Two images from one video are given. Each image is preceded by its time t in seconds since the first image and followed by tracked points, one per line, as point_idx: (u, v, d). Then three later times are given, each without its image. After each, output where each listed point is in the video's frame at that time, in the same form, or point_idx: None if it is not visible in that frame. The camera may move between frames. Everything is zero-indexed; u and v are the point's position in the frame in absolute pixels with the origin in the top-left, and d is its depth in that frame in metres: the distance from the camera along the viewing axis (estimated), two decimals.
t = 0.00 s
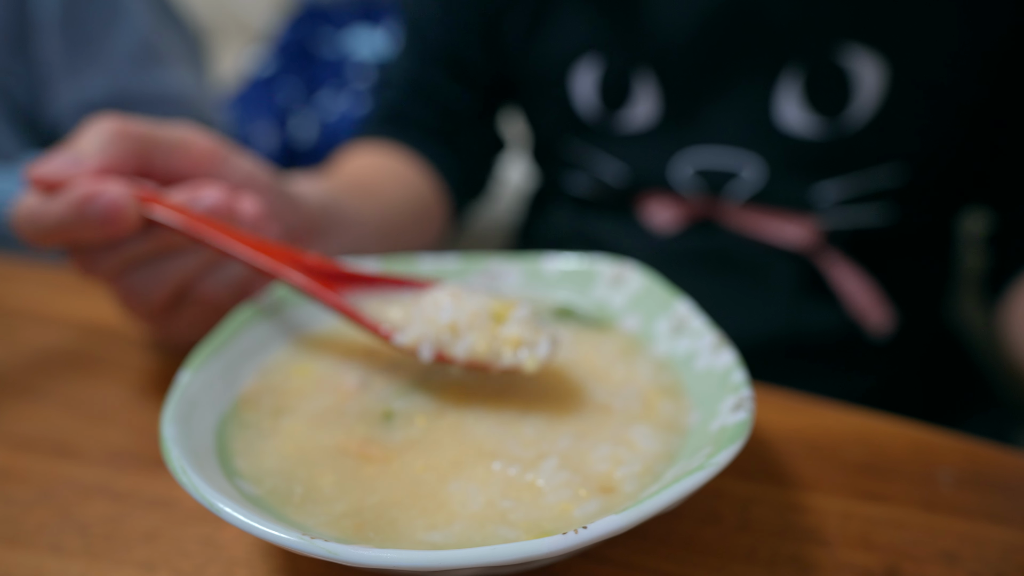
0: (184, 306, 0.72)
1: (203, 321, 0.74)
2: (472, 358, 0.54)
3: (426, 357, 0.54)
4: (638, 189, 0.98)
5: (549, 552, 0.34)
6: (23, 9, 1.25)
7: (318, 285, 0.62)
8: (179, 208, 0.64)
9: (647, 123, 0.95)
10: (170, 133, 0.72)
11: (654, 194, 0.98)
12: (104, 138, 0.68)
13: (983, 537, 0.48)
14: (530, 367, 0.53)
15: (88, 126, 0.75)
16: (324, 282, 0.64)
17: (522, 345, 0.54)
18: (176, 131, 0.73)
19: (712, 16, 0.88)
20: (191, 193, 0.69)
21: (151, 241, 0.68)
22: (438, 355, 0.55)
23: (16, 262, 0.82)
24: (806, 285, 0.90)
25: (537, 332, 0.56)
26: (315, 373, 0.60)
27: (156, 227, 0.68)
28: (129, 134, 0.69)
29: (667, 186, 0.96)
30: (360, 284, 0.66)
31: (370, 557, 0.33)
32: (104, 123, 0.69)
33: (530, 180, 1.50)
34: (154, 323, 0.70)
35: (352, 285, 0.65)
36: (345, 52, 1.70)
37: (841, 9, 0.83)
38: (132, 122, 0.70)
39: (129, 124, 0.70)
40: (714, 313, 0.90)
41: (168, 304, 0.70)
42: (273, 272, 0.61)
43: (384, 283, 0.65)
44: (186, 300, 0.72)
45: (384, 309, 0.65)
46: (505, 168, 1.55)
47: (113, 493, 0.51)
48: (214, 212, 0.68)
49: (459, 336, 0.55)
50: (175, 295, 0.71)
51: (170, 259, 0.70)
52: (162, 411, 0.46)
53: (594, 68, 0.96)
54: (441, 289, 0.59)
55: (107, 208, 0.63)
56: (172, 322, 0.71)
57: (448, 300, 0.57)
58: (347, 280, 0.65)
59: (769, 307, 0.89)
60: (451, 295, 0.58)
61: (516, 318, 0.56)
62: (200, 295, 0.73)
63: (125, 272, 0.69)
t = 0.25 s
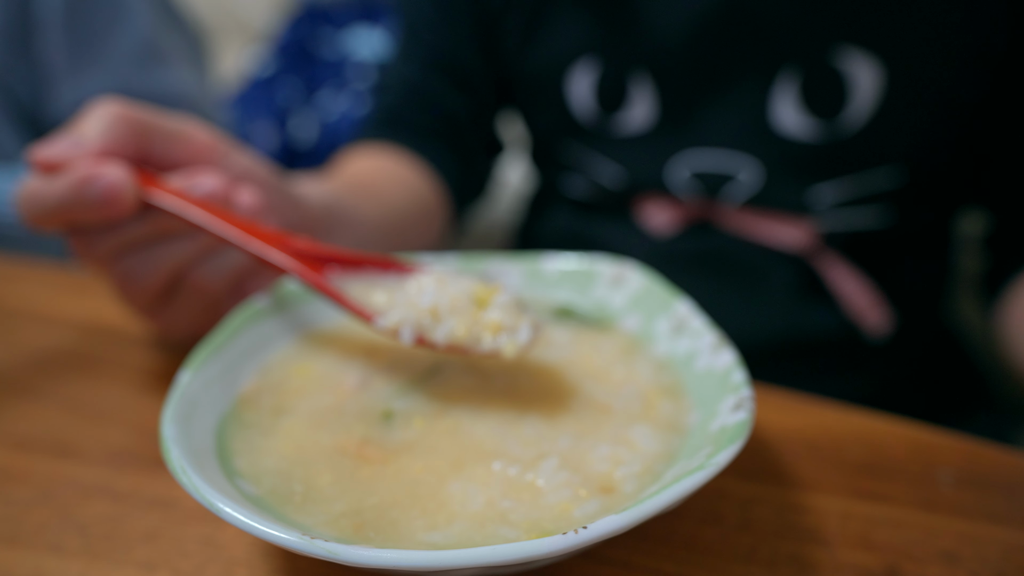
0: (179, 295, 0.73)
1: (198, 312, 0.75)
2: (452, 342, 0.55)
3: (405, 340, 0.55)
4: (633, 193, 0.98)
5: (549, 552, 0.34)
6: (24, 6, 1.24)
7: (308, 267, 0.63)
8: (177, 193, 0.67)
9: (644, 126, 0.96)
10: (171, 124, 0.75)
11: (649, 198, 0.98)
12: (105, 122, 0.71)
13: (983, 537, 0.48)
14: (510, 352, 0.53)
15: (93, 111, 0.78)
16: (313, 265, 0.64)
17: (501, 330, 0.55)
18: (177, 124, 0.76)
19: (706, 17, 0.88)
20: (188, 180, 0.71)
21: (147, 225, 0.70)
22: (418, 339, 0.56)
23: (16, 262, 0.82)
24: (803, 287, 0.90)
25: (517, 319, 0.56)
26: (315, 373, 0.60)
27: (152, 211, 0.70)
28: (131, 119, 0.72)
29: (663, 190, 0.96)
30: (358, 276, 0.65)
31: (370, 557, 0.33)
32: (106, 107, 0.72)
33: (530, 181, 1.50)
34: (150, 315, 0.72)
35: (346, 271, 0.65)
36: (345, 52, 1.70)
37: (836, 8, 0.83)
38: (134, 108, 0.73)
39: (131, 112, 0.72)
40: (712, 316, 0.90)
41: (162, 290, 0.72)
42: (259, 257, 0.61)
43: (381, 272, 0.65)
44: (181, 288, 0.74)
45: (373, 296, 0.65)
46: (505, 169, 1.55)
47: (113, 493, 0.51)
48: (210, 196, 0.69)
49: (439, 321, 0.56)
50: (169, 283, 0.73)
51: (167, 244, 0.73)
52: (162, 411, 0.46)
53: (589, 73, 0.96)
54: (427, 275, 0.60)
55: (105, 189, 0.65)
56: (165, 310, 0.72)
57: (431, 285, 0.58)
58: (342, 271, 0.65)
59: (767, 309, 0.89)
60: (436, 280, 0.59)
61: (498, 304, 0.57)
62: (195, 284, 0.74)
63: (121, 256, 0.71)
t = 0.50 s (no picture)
0: (180, 292, 0.73)
1: (199, 308, 0.75)
2: (452, 341, 0.55)
3: (406, 339, 0.55)
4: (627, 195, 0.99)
5: (549, 552, 0.34)
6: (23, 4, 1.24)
7: (309, 266, 0.63)
8: (178, 192, 0.67)
9: (642, 129, 0.95)
10: (171, 124, 0.75)
11: (646, 199, 0.98)
12: (105, 121, 0.70)
13: (983, 537, 0.48)
14: (509, 351, 0.53)
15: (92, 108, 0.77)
16: (315, 264, 0.64)
17: (501, 329, 0.55)
18: (176, 123, 0.76)
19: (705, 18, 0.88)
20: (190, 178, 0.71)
21: (148, 223, 0.70)
22: (418, 338, 0.56)
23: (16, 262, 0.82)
24: (801, 288, 0.90)
25: (517, 317, 0.56)
26: (315, 373, 0.60)
27: (154, 210, 0.70)
28: (131, 118, 0.71)
29: (662, 193, 0.96)
30: (357, 273, 0.66)
31: (370, 556, 0.33)
32: (106, 105, 0.72)
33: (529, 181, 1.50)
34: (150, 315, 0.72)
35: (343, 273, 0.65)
36: (344, 52, 1.70)
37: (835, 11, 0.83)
38: (134, 106, 0.73)
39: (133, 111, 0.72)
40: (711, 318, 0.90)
41: (164, 287, 0.72)
42: (263, 256, 0.61)
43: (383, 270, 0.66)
44: (182, 286, 0.74)
45: (371, 292, 0.64)
46: (504, 170, 1.55)
47: (113, 493, 0.51)
48: (212, 195, 0.70)
49: (440, 319, 0.56)
50: (170, 280, 0.73)
51: (167, 242, 0.73)
52: (161, 411, 0.46)
53: (588, 75, 0.96)
54: (426, 273, 0.60)
55: (107, 188, 0.65)
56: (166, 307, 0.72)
57: (432, 282, 0.58)
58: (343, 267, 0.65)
59: (766, 310, 0.89)
60: (436, 277, 0.59)
61: (498, 303, 0.57)
62: (195, 282, 0.74)
63: (122, 254, 0.71)
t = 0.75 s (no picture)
0: (183, 292, 0.74)
1: (201, 307, 0.75)
2: (457, 343, 0.55)
3: (412, 342, 0.56)
4: (625, 199, 0.99)
5: (549, 552, 0.34)
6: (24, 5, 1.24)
7: (312, 266, 0.63)
8: (181, 192, 0.67)
9: (639, 130, 0.96)
10: (172, 123, 0.75)
11: (644, 201, 0.98)
12: (107, 120, 0.70)
13: (982, 537, 0.48)
14: (514, 353, 0.54)
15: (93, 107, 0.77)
16: (319, 264, 0.64)
17: (506, 332, 0.55)
18: (178, 123, 0.76)
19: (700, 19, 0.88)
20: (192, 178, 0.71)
21: (151, 223, 0.70)
22: (424, 341, 0.56)
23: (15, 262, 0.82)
24: (800, 288, 0.90)
25: (521, 319, 0.57)
26: (316, 373, 0.60)
27: (157, 210, 0.70)
28: (133, 117, 0.71)
29: (656, 194, 0.96)
30: (360, 275, 0.65)
31: (370, 557, 0.33)
32: (108, 103, 0.72)
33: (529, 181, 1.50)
34: (151, 314, 0.72)
35: (346, 274, 0.65)
36: (344, 52, 1.70)
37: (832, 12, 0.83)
38: (136, 105, 0.73)
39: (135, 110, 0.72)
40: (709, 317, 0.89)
41: (166, 287, 0.72)
42: (270, 258, 0.61)
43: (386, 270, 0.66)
44: (184, 285, 0.74)
45: (375, 293, 0.64)
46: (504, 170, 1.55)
47: (113, 493, 0.51)
48: (215, 194, 0.70)
49: (446, 322, 0.56)
50: (172, 279, 0.73)
51: (169, 242, 0.73)
52: (162, 411, 0.46)
53: (585, 76, 0.96)
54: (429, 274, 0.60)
55: (111, 187, 0.65)
56: (168, 306, 0.72)
57: (437, 284, 0.58)
58: (346, 267, 0.65)
59: (765, 309, 0.89)
60: (440, 278, 0.59)
61: (501, 305, 0.57)
62: (197, 281, 0.74)
63: (125, 253, 0.71)
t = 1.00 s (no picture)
0: (184, 291, 0.74)
1: (201, 307, 0.75)
2: (459, 341, 0.55)
3: (414, 340, 0.56)
4: (626, 195, 0.99)
5: (549, 552, 0.34)
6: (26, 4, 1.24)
7: (312, 265, 0.63)
8: (182, 191, 0.67)
9: (638, 130, 0.96)
10: (173, 123, 0.75)
11: (645, 200, 0.98)
12: (108, 120, 0.71)
13: (982, 537, 0.48)
14: (515, 351, 0.54)
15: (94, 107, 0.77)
16: (320, 263, 0.64)
17: (506, 330, 0.55)
18: (178, 123, 0.76)
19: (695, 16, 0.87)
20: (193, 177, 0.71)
21: (151, 223, 0.71)
22: (427, 339, 0.56)
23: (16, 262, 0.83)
24: (800, 287, 0.90)
25: (522, 317, 0.57)
26: (316, 373, 0.60)
27: (157, 209, 0.70)
28: (133, 117, 0.72)
29: (657, 192, 0.96)
30: (363, 275, 0.65)
31: (370, 557, 0.33)
32: (109, 103, 0.72)
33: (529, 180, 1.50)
34: (151, 314, 0.72)
35: (346, 272, 0.65)
36: (344, 52, 1.70)
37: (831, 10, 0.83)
38: (137, 105, 0.73)
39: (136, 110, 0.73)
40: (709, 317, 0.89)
41: (166, 286, 0.72)
42: (271, 257, 0.61)
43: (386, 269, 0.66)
44: (184, 284, 0.74)
45: (375, 292, 0.64)
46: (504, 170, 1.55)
47: (113, 493, 0.51)
48: (215, 193, 0.70)
49: (447, 320, 0.56)
50: (172, 279, 0.73)
51: (170, 242, 0.73)
52: (162, 411, 0.46)
53: (583, 76, 0.96)
54: (431, 272, 0.60)
55: (112, 187, 0.65)
56: (168, 305, 0.72)
57: (438, 282, 0.58)
58: (346, 265, 0.65)
59: (766, 309, 0.88)
60: (442, 276, 0.59)
61: (503, 303, 0.57)
62: (197, 281, 0.74)
63: (125, 253, 0.71)
